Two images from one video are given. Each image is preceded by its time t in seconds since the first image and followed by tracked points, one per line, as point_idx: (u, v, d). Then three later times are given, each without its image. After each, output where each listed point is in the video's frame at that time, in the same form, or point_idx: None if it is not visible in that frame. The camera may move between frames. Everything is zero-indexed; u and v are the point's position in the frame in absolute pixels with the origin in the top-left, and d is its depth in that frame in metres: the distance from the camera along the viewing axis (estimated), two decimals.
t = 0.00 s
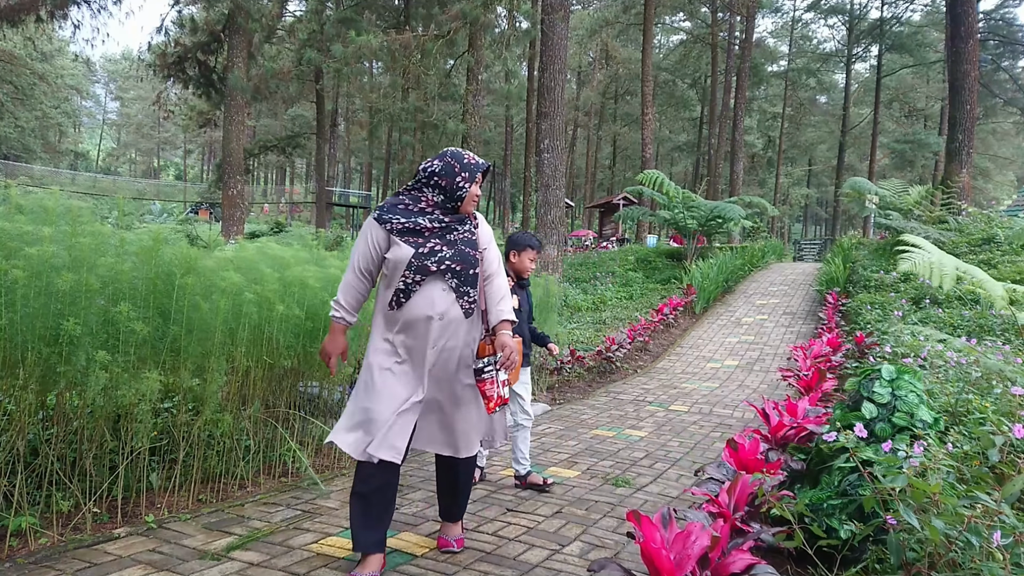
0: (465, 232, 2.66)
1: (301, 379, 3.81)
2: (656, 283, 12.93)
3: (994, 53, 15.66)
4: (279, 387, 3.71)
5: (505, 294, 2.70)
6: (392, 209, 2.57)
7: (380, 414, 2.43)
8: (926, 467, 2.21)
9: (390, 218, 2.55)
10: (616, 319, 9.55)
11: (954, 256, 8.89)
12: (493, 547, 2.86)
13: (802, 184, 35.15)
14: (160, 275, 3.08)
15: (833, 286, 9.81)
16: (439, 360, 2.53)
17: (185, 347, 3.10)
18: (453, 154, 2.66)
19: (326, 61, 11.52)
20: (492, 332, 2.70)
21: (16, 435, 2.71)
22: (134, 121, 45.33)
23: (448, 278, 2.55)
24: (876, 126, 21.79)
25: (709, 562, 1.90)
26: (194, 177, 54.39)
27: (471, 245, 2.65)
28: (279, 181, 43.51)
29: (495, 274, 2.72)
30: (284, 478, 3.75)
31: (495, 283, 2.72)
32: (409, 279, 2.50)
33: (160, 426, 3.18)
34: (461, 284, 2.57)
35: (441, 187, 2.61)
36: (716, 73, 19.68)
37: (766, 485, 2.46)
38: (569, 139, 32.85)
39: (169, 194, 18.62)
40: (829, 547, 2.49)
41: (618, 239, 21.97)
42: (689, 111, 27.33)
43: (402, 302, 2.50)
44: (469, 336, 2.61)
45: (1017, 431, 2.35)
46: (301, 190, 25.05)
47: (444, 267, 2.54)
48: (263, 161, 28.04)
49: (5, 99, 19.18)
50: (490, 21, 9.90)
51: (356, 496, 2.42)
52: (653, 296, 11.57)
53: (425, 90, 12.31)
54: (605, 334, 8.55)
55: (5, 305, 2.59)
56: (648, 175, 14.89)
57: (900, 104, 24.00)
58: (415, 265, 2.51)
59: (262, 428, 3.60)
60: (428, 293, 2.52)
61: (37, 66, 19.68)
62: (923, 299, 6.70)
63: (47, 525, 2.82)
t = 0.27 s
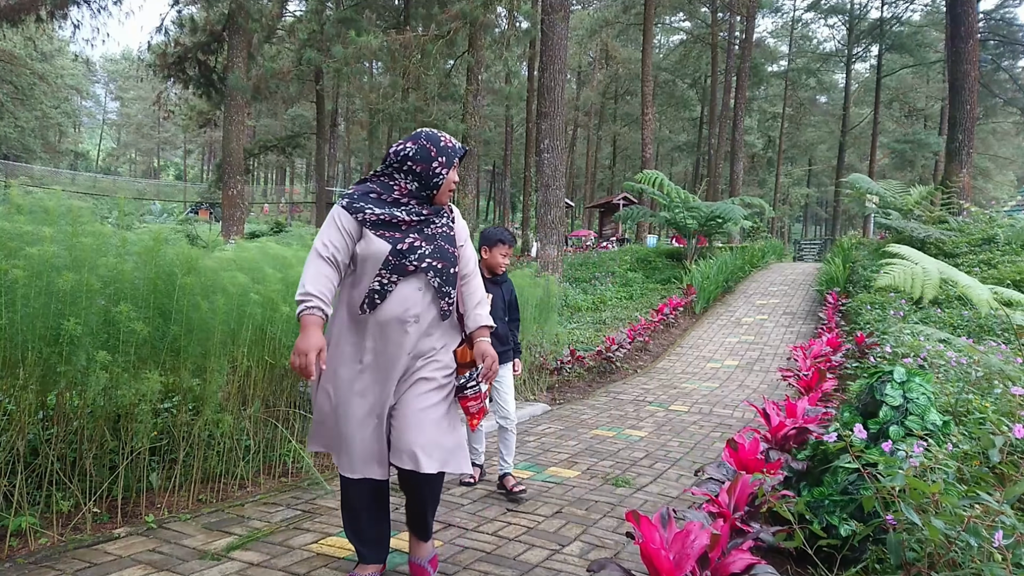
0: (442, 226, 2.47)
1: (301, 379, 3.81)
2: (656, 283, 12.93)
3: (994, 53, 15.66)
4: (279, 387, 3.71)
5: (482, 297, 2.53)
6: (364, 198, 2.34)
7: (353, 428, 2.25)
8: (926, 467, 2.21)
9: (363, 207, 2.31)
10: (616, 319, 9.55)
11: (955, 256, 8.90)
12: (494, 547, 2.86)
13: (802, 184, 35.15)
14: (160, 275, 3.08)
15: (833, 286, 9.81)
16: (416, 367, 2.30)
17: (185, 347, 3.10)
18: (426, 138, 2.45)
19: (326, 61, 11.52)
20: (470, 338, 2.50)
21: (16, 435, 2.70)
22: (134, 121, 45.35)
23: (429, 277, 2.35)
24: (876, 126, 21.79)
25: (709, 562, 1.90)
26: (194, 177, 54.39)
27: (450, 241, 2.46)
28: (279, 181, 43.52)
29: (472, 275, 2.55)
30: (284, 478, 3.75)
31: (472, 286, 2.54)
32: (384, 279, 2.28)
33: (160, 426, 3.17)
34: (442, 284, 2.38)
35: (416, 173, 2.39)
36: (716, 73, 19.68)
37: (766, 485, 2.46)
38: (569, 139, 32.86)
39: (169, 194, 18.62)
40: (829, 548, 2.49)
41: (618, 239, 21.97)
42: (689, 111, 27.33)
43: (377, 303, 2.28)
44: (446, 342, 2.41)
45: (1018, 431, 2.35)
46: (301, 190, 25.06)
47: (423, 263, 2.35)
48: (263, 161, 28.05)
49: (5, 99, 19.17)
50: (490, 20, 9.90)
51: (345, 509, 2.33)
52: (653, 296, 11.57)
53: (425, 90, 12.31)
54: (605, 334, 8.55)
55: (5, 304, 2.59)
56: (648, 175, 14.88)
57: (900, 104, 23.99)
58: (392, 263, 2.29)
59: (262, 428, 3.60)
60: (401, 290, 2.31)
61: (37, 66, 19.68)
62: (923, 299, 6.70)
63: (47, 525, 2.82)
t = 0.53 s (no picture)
0: (425, 213, 2.14)
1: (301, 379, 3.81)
2: (656, 283, 12.92)
3: (994, 53, 15.66)
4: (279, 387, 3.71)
5: (476, 289, 2.23)
6: (335, 188, 1.99)
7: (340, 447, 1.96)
8: (927, 467, 2.21)
9: (335, 198, 1.96)
10: (616, 319, 9.55)
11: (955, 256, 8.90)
12: (493, 547, 2.86)
13: (802, 184, 35.15)
14: (161, 275, 3.07)
15: (833, 286, 9.82)
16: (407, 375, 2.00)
17: (186, 347, 3.10)
18: (394, 115, 2.11)
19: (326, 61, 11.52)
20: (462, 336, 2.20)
21: (16, 435, 2.70)
22: (134, 121, 45.35)
23: (418, 272, 2.04)
24: (876, 126, 21.80)
25: (709, 562, 1.89)
26: (194, 177, 54.39)
27: (435, 229, 2.13)
28: (279, 181, 43.54)
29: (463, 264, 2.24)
30: (284, 478, 3.75)
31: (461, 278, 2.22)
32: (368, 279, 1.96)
33: (160, 427, 3.17)
34: (433, 278, 2.07)
35: (385, 156, 2.06)
36: (716, 73, 19.68)
37: (765, 485, 2.47)
38: (569, 139, 32.86)
39: (169, 194, 18.62)
40: (828, 548, 2.49)
41: (618, 239, 21.97)
42: (689, 111, 27.34)
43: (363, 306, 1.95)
44: (440, 346, 2.11)
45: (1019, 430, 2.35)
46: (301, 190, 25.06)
47: (411, 260, 2.02)
48: (263, 161, 28.06)
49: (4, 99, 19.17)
50: (490, 20, 9.90)
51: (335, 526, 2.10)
52: (653, 296, 11.57)
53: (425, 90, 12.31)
54: (605, 334, 8.55)
55: (5, 303, 2.59)
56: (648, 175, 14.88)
57: (900, 104, 23.98)
58: (376, 261, 1.97)
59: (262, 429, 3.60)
60: (392, 293, 1.99)
61: (37, 66, 19.67)
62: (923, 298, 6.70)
63: (47, 525, 2.82)
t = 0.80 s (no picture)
0: (390, 227, 1.68)
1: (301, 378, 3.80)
2: (656, 283, 12.93)
3: (994, 53, 15.65)
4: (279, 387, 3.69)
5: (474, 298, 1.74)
6: (280, 198, 1.68)
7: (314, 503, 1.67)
8: (927, 467, 2.21)
9: (278, 210, 1.66)
10: (616, 319, 9.55)
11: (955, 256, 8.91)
12: (493, 547, 2.86)
13: (802, 184, 35.16)
14: (162, 275, 3.07)
15: (833, 286, 9.82)
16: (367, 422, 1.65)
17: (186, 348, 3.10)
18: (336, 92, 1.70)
19: (326, 61, 11.53)
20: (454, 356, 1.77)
21: (16, 435, 2.71)
22: (134, 122, 45.33)
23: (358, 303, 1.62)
24: (876, 126, 21.81)
25: (709, 562, 1.89)
26: (194, 177, 54.43)
27: (396, 252, 1.66)
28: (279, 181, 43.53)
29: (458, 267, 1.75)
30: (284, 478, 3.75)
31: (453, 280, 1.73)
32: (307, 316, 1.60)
33: (161, 427, 3.17)
34: (379, 307, 1.64)
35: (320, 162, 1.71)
36: (716, 73, 19.68)
37: (765, 485, 2.47)
38: (569, 139, 32.87)
39: (169, 194, 18.61)
40: (829, 548, 2.49)
41: (618, 239, 21.99)
42: (689, 111, 27.35)
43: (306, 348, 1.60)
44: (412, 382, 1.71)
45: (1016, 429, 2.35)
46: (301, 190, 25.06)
47: (348, 289, 1.62)
48: (263, 161, 28.06)
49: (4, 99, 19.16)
50: (491, 20, 9.90)
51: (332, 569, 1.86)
52: (653, 296, 11.57)
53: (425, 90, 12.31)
54: (605, 334, 8.55)
55: (5, 303, 2.59)
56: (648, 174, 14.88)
57: (900, 104, 23.98)
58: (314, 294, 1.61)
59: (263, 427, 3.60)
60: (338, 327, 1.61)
61: (37, 66, 19.66)
62: (923, 298, 6.71)
63: (47, 525, 2.82)
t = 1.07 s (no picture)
0: (238, 209, 1.38)
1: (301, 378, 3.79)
2: (656, 283, 12.92)
3: (994, 53, 15.64)
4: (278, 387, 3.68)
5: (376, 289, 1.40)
6: (132, 179, 1.45)
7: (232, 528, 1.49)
8: (926, 467, 2.21)
9: (125, 195, 1.44)
10: (616, 319, 9.55)
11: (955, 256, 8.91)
12: (493, 547, 2.86)
13: (802, 184, 35.16)
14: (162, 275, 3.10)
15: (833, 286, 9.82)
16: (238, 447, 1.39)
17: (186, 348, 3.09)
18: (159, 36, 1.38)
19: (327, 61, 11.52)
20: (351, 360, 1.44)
21: (16, 435, 2.71)
22: (134, 122, 45.28)
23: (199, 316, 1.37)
24: (876, 126, 21.80)
25: (709, 562, 1.89)
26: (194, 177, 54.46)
27: (242, 243, 1.35)
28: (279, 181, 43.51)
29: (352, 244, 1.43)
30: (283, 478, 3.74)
31: (359, 271, 1.43)
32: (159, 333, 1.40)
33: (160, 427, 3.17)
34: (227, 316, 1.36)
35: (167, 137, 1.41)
36: (716, 73, 19.68)
37: (765, 485, 2.47)
38: (569, 139, 32.86)
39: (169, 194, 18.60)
40: (829, 548, 2.48)
41: (618, 239, 21.99)
42: (689, 111, 27.34)
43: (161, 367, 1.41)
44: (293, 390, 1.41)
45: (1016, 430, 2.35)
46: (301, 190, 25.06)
47: (181, 293, 1.37)
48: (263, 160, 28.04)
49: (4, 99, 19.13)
50: (491, 20, 9.89)
51: None
52: (653, 296, 11.56)
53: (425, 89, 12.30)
54: (605, 334, 8.54)
55: (4, 304, 2.59)
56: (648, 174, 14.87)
57: (900, 104, 23.97)
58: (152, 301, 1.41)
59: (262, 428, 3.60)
60: (178, 342, 1.39)
61: (36, 66, 19.63)
62: (923, 298, 6.71)
63: (48, 525, 2.82)
